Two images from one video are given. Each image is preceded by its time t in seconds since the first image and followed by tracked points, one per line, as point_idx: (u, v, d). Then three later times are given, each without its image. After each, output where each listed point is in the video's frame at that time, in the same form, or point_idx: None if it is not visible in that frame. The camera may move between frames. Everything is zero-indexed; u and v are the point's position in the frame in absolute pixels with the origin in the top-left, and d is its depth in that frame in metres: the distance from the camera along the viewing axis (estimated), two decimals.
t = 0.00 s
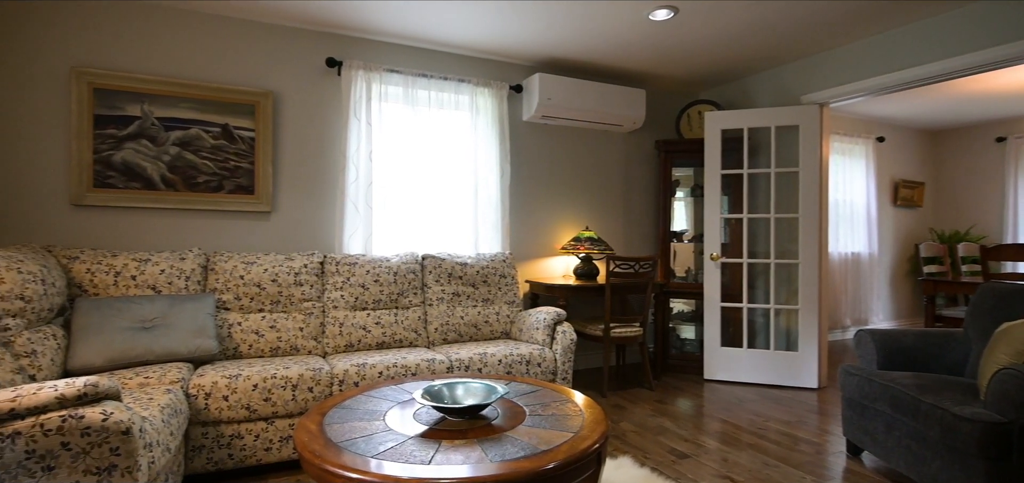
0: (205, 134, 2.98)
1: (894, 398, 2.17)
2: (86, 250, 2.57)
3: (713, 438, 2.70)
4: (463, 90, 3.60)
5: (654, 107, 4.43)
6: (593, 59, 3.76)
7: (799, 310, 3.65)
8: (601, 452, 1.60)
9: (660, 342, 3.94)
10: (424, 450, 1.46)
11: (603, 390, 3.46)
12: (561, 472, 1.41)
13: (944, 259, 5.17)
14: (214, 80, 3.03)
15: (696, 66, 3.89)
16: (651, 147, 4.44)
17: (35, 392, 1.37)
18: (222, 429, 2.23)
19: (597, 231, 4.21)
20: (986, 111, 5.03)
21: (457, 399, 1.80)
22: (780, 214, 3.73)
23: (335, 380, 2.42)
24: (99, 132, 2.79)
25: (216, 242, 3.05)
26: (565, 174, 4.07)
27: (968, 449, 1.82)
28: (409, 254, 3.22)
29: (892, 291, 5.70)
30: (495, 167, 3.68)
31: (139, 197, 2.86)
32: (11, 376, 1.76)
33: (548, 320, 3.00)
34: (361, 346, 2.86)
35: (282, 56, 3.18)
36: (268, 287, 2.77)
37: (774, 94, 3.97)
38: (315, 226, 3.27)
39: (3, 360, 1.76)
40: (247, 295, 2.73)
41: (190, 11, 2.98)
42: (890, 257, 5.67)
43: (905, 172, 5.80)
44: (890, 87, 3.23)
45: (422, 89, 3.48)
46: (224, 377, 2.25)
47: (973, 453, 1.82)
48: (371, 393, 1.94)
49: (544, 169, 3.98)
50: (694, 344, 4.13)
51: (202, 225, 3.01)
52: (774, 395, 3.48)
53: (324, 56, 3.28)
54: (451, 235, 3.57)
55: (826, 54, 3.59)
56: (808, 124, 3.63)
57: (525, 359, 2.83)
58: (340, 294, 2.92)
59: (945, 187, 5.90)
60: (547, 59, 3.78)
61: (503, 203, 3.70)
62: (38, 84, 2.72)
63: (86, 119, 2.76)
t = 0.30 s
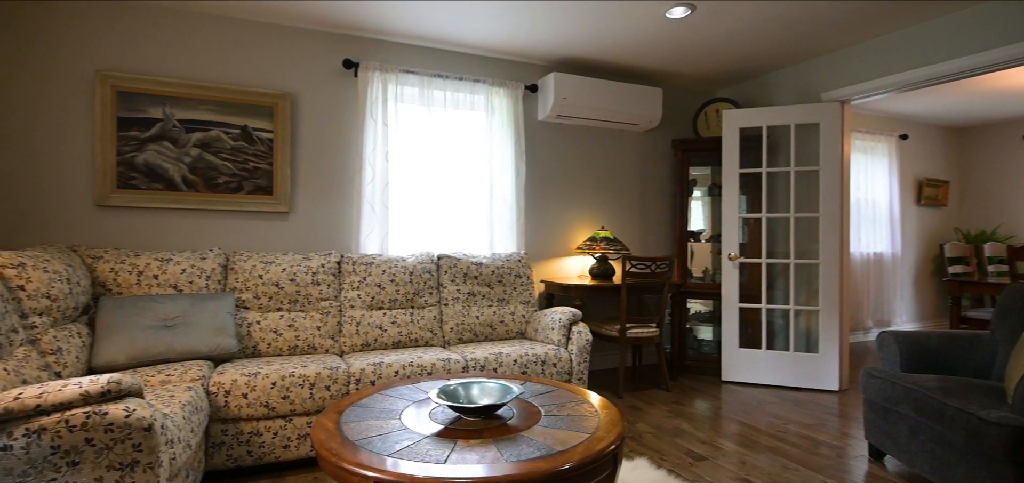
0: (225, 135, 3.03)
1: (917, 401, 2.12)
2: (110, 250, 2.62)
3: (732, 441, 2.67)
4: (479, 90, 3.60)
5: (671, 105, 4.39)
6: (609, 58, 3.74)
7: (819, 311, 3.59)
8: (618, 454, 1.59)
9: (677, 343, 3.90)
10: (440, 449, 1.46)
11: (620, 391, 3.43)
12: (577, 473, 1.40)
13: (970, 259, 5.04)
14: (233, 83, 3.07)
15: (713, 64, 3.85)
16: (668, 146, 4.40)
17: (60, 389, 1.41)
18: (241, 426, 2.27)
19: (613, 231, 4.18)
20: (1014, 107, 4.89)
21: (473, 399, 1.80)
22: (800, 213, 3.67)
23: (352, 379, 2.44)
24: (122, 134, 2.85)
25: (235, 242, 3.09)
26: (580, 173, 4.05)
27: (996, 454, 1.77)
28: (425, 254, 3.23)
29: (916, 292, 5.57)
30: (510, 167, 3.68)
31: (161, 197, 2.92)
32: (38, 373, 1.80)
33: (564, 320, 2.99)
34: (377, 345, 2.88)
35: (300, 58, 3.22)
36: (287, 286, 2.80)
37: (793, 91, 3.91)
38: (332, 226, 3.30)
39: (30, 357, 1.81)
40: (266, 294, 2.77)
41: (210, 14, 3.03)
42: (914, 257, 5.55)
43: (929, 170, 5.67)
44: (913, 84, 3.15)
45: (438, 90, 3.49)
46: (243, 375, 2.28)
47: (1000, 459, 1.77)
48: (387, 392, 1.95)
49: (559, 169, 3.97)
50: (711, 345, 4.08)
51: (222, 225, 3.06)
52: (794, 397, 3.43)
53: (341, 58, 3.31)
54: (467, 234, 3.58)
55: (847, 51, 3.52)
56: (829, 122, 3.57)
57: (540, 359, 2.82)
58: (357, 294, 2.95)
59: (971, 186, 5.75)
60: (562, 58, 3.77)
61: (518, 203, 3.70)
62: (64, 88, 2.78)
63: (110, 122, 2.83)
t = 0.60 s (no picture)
0: (244, 137, 3.07)
1: (942, 405, 2.07)
2: (133, 250, 2.68)
3: (750, 443, 2.63)
4: (494, 91, 3.60)
5: (687, 104, 4.35)
6: (625, 57, 3.72)
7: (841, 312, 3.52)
8: (634, 455, 1.57)
9: (694, 344, 3.86)
10: (455, 449, 1.46)
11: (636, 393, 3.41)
12: (593, 474, 1.39)
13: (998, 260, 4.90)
14: (252, 85, 3.12)
15: (731, 61, 3.80)
16: (684, 145, 4.35)
17: (84, 386, 1.44)
18: (260, 424, 2.30)
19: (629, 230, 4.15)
20: None
21: (488, 399, 1.80)
22: (821, 213, 3.61)
23: (368, 378, 2.46)
24: (144, 137, 2.91)
25: (254, 242, 3.14)
26: (595, 173, 4.03)
27: None
28: (440, 254, 3.24)
29: (941, 293, 5.44)
30: (526, 167, 3.68)
31: (182, 198, 2.97)
32: (63, 371, 1.84)
33: (579, 320, 2.98)
34: (393, 344, 2.90)
35: (317, 60, 3.25)
36: (304, 286, 2.84)
37: (813, 88, 3.84)
38: (349, 226, 3.33)
39: (56, 355, 1.86)
40: (284, 294, 2.81)
41: (230, 18, 3.08)
42: (938, 258, 5.41)
43: (954, 168, 5.53)
44: (938, 80, 3.08)
45: (453, 90, 3.50)
46: (262, 373, 2.31)
47: None
48: (403, 391, 1.96)
49: (575, 169, 3.95)
50: (729, 347, 4.02)
51: (241, 225, 3.11)
52: (814, 400, 3.37)
53: (358, 59, 3.33)
54: (482, 234, 3.58)
55: (869, 46, 3.45)
56: (850, 120, 3.50)
57: (555, 360, 2.81)
58: (374, 294, 2.97)
59: (999, 184, 5.60)
60: (577, 58, 3.75)
61: (534, 203, 3.69)
62: (89, 92, 2.85)
63: (133, 125, 2.89)
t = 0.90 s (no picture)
0: (263, 139, 3.12)
1: (968, 409, 2.02)
2: (155, 250, 2.73)
3: (769, 447, 2.59)
4: (509, 91, 3.60)
5: (705, 102, 4.30)
6: (641, 55, 3.69)
7: (862, 314, 3.45)
8: (650, 457, 1.56)
9: (711, 345, 3.81)
10: (469, 449, 1.46)
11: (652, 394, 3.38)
12: (608, 476, 1.38)
13: None
14: (271, 87, 3.16)
15: (749, 59, 3.75)
16: (702, 144, 4.31)
17: (108, 383, 1.47)
18: (278, 422, 2.33)
19: (645, 231, 4.12)
20: None
21: (503, 399, 1.80)
22: (842, 212, 3.54)
23: (384, 377, 2.48)
24: (166, 139, 2.96)
25: (272, 242, 3.18)
26: (611, 173, 4.01)
27: None
28: (456, 254, 3.25)
29: (967, 294, 5.31)
30: (541, 168, 3.67)
31: (203, 199, 3.03)
32: (87, 368, 1.89)
33: (595, 320, 2.96)
34: (409, 344, 2.92)
35: (334, 62, 3.28)
36: (321, 285, 2.87)
37: (834, 86, 3.77)
38: (365, 227, 3.36)
39: (80, 352, 1.90)
40: (302, 293, 2.84)
41: (249, 21, 3.12)
42: (964, 258, 5.28)
43: (980, 166, 5.39)
44: (963, 77, 3.00)
45: (468, 91, 3.51)
46: (280, 372, 2.34)
47: None
48: (419, 390, 1.97)
49: (590, 168, 3.93)
50: (748, 348, 3.97)
51: (260, 226, 3.15)
52: (835, 403, 3.30)
53: (374, 61, 3.36)
54: (497, 235, 3.58)
55: (891, 42, 3.38)
56: (872, 117, 3.43)
57: (571, 360, 2.80)
58: (390, 293, 2.99)
59: None
60: (593, 57, 3.73)
61: (549, 203, 3.68)
62: (113, 96, 2.91)
63: (155, 127, 2.94)
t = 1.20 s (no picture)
0: (281, 140, 3.16)
1: (994, 413, 1.97)
2: (177, 250, 2.78)
3: (787, 450, 2.55)
4: (524, 91, 3.60)
5: (722, 101, 4.25)
6: (657, 54, 3.66)
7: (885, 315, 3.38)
8: (667, 459, 1.54)
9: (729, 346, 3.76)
10: (484, 449, 1.46)
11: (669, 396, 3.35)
12: (624, 477, 1.37)
13: None
14: (289, 89, 3.20)
15: (767, 57, 3.69)
16: (719, 143, 4.25)
17: (130, 380, 1.50)
18: (295, 419, 2.35)
19: (661, 231, 4.09)
20: None
21: (518, 399, 1.79)
22: (863, 212, 3.47)
23: (400, 377, 2.49)
24: (188, 140, 3.02)
25: (290, 242, 3.22)
26: (627, 172, 3.98)
27: None
28: (471, 254, 3.26)
29: (994, 296, 5.16)
30: (556, 167, 3.66)
31: (222, 200, 3.07)
32: (110, 365, 1.93)
33: (610, 321, 2.94)
34: (424, 343, 2.93)
35: (351, 63, 3.31)
36: (338, 284, 2.89)
37: (855, 83, 3.70)
38: (381, 227, 3.38)
39: (104, 349, 1.94)
40: (319, 292, 2.87)
41: (268, 24, 3.16)
42: (990, 259, 5.14)
43: (1007, 164, 5.24)
44: (989, 73, 2.92)
45: (483, 91, 3.51)
46: (298, 370, 2.37)
47: None
48: (434, 390, 1.98)
49: (606, 168, 3.91)
50: (766, 350, 3.91)
51: (278, 226, 3.19)
52: (857, 406, 3.24)
53: (390, 62, 3.38)
54: (511, 235, 3.58)
55: (915, 38, 3.30)
56: (895, 115, 3.35)
57: (586, 361, 2.79)
58: (405, 293, 3.00)
59: None
60: (608, 56, 3.71)
61: (564, 202, 3.67)
62: (135, 99, 2.98)
63: (176, 129, 3.00)
